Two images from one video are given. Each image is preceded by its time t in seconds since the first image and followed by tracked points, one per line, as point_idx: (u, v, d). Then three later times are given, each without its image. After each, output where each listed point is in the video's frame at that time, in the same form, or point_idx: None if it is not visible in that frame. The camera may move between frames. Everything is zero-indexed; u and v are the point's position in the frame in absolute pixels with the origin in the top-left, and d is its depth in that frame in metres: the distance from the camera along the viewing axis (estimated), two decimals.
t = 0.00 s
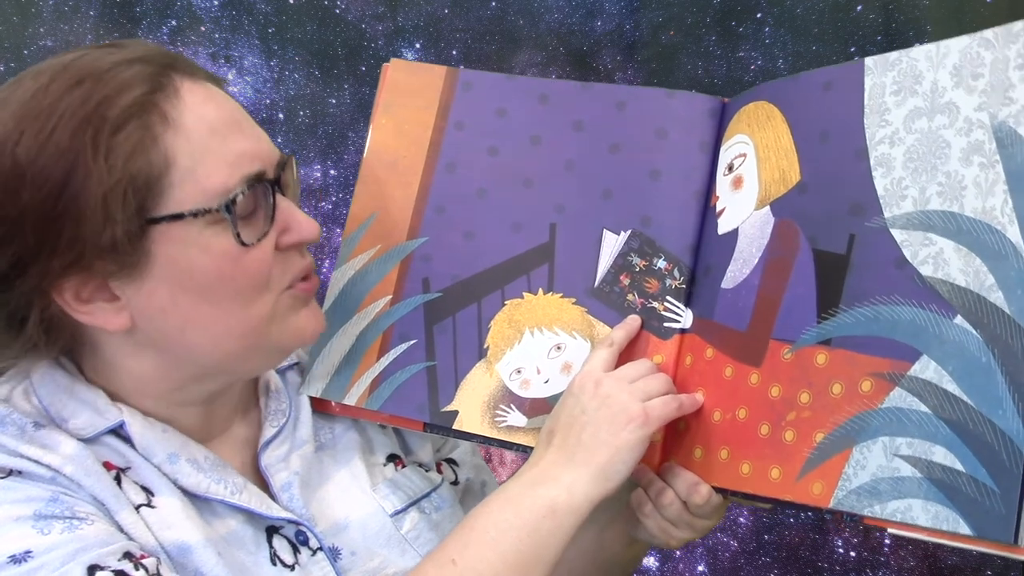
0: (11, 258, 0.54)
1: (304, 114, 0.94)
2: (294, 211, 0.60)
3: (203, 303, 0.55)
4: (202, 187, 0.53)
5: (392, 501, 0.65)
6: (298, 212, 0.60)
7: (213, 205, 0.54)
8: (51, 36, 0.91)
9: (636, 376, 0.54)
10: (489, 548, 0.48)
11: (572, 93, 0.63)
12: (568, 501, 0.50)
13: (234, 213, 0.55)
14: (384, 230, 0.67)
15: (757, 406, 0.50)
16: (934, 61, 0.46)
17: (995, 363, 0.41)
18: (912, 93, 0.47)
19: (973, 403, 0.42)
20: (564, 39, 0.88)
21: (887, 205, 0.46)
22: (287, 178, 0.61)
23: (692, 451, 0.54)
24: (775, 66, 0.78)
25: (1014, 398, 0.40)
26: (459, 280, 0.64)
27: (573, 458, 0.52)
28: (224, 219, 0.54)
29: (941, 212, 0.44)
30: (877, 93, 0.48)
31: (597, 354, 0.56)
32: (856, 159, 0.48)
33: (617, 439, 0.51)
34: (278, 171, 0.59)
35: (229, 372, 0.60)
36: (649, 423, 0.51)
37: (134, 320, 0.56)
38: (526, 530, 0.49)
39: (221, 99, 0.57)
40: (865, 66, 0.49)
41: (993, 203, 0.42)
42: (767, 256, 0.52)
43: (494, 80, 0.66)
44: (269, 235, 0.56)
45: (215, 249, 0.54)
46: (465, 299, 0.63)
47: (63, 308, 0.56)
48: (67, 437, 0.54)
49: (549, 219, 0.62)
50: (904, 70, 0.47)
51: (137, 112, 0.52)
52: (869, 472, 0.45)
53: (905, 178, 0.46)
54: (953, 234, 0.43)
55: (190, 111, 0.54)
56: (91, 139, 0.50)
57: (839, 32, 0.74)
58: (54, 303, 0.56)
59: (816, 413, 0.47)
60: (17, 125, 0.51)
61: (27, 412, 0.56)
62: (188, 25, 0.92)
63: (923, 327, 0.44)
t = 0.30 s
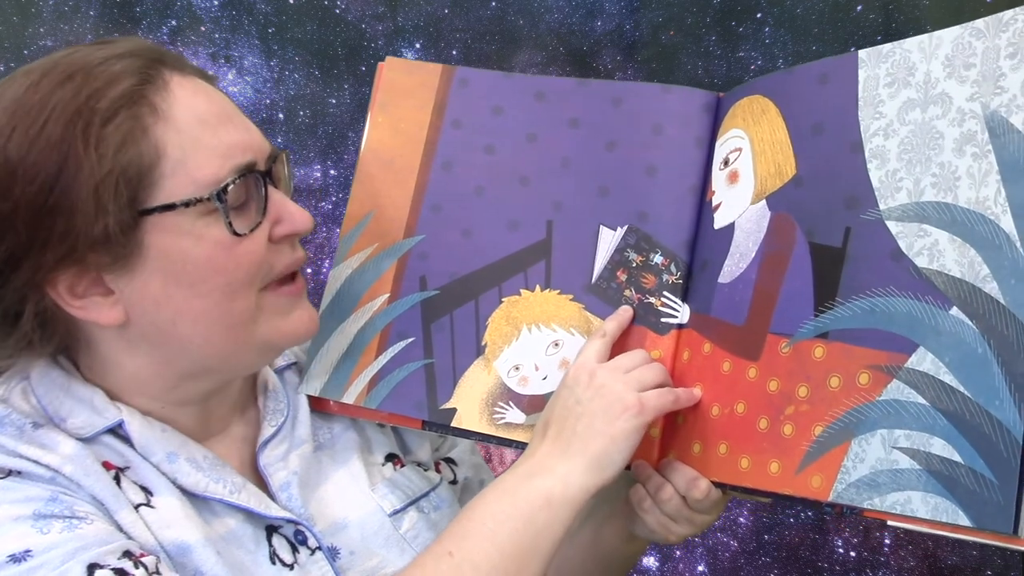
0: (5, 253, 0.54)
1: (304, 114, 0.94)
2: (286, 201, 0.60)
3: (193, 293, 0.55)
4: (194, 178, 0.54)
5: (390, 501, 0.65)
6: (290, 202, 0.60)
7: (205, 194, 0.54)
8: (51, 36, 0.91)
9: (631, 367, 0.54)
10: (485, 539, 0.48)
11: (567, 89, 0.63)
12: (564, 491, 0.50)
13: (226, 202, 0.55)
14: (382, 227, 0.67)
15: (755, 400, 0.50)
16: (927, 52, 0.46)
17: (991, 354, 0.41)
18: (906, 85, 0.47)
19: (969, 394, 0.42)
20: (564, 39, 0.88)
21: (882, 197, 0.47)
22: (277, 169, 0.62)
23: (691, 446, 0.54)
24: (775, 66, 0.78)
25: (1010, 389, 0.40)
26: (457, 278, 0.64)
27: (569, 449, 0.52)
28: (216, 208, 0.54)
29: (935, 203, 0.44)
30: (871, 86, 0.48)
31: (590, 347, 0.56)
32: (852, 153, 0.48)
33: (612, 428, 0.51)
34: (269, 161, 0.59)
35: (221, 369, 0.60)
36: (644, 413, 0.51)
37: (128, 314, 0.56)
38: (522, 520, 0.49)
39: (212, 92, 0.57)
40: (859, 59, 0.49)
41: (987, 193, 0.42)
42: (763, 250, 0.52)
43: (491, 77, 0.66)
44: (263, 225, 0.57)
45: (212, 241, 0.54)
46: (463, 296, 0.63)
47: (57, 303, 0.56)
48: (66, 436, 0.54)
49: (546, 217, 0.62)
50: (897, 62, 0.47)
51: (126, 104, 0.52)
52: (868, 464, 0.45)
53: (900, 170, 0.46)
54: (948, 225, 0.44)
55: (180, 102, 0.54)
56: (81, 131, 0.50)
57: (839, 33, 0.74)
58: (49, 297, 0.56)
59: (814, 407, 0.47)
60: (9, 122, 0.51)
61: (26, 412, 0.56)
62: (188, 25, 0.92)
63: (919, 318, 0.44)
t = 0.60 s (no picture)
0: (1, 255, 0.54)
1: (304, 115, 0.94)
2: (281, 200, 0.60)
3: (192, 294, 0.55)
4: (188, 176, 0.53)
5: (390, 502, 0.65)
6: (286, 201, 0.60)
7: (199, 193, 0.54)
8: (52, 36, 0.90)
9: (632, 368, 0.54)
10: (485, 538, 0.48)
11: (569, 89, 0.63)
12: (564, 491, 0.50)
13: (221, 201, 0.55)
14: (383, 227, 0.67)
15: (757, 400, 0.50)
16: (929, 53, 0.46)
17: (995, 351, 0.41)
18: (908, 85, 0.47)
19: (973, 392, 0.42)
20: (564, 40, 0.88)
21: (885, 197, 0.47)
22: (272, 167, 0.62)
23: (692, 447, 0.54)
24: (775, 66, 0.78)
25: (1014, 386, 0.40)
26: (457, 278, 0.64)
27: (568, 448, 0.52)
28: (211, 206, 0.54)
29: (938, 202, 0.44)
30: (873, 86, 0.48)
31: (592, 346, 0.56)
32: (854, 154, 0.48)
33: (612, 428, 0.51)
34: (263, 160, 0.59)
35: (222, 365, 0.60)
36: (644, 413, 0.51)
37: (125, 314, 0.56)
38: (521, 519, 0.49)
39: (207, 92, 0.57)
40: (861, 59, 0.49)
41: (989, 192, 0.42)
42: (766, 251, 0.52)
43: (493, 77, 0.66)
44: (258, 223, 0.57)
45: (207, 241, 0.54)
46: (464, 296, 0.63)
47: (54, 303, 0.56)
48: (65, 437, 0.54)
49: (548, 216, 0.61)
50: (900, 62, 0.47)
51: (119, 104, 0.52)
52: (871, 463, 0.45)
53: (903, 170, 0.46)
54: (951, 225, 0.44)
55: (174, 102, 0.54)
56: (74, 131, 0.50)
57: (839, 32, 0.74)
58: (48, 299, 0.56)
59: (817, 407, 0.47)
60: (3, 124, 0.51)
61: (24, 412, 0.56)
62: (188, 25, 0.91)
63: (922, 318, 0.44)
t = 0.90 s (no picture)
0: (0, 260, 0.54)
1: (304, 115, 0.94)
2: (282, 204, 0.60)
3: (193, 296, 0.55)
4: (187, 182, 0.53)
5: (390, 503, 0.65)
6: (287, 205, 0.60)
7: (198, 199, 0.54)
8: (51, 36, 0.90)
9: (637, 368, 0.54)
10: (487, 538, 0.48)
11: (574, 91, 0.63)
12: (567, 493, 0.50)
13: (220, 207, 0.55)
14: (385, 227, 0.67)
15: (762, 403, 0.50)
16: (941, 59, 0.46)
17: (1005, 360, 0.41)
18: (919, 91, 0.47)
19: (983, 400, 0.42)
20: (563, 39, 0.88)
21: (894, 203, 0.46)
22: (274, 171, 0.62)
23: (695, 450, 0.54)
24: (775, 66, 0.78)
25: None
26: (459, 277, 0.63)
27: (572, 438, 0.51)
28: (211, 213, 0.54)
29: (949, 209, 0.44)
30: (883, 91, 0.48)
31: (605, 337, 0.56)
32: (863, 158, 0.48)
33: (615, 429, 0.51)
34: (264, 166, 0.59)
35: (223, 365, 0.60)
36: (649, 412, 0.51)
37: (125, 320, 0.56)
38: (523, 511, 0.49)
39: (208, 96, 0.57)
40: (871, 64, 0.49)
41: (1002, 200, 0.42)
42: (771, 253, 0.52)
43: (496, 78, 0.66)
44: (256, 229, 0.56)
45: (206, 247, 0.54)
46: (466, 297, 0.63)
47: (52, 309, 0.56)
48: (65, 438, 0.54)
49: (551, 217, 0.61)
50: (911, 68, 0.47)
51: (117, 108, 0.52)
52: (877, 469, 0.45)
53: (913, 175, 0.46)
54: (962, 231, 0.43)
55: (173, 106, 0.54)
56: (72, 136, 0.50)
57: (839, 32, 0.74)
58: (46, 304, 0.56)
59: (822, 411, 0.47)
60: (2, 127, 0.51)
61: (24, 414, 0.56)
62: (188, 25, 0.91)
63: (930, 324, 0.44)
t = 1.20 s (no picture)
0: None
1: (304, 115, 0.93)
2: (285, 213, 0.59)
3: (192, 298, 0.55)
4: (190, 190, 0.53)
5: (390, 503, 0.65)
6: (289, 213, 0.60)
7: (201, 207, 0.54)
8: (51, 35, 0.90)
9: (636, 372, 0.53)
10: (487, 542, 0.48)
11: (574, 93, 0.63)
12: (567, 496, 0.49)
13: (223, 216, 0.54)
14: (384, 228, 0.66)
15: (763, 407, 0.50)
16: (943, 62, 0.46)
17: (1007, 366, 0.41)
18: (921, 94, 0.46)
19: (984, 406, 0.42)
20: (563, 39, 0.88)
21: (896, 207, 0.46)
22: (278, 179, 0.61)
23: (696, 453, 0.53)
24: (776, 66, 0.77)
25: None
26: (458, 279, 0.63)
27: (569, 432, 0.51)
28: (213, 222, 0.54)
29: (951, 214, 0.44)
30: (885, 94, 0.48)
31: (611, 334, 0.56)
32: (865, 161, 0.48)
33: (615, 432, 0.51)
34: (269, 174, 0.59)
35: (223, 371, 0.59)
36: (649, 415, 0.51)
37: (124, 324, 0.56)
38: (521, 506, 0.48)
39: (212, 101, 0.57)
40: (874, 67, 0.49)
41: (1004, 206, 0.42)
42: (772, 256, 0.52)
43: (496, 79, 0.66)
44: (258, 238, 0.56)
45: (207, 256, 0.54)
46: (465, 298, 0.63)
47: (52, 313, 0.56)
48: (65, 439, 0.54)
49: (551, 219, 0.61)
50: (913, 71, 0.47)
51: (122, 115, 0.51)
52: (878, 475, 0.44)
53: (915, 180, 0.46)
54: (964, 236, 0.43)
55: (178, 113, 0.54)
56: (76, 141, 0.50)
57: (840, 32, 0.74)
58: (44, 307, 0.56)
59: (823, 416, 0.47)
60: (5, 129, 0.51)
61: (23, 415, 0.55)
62: (188, 25, 0.91)
63: (932, 329, 0.44)
